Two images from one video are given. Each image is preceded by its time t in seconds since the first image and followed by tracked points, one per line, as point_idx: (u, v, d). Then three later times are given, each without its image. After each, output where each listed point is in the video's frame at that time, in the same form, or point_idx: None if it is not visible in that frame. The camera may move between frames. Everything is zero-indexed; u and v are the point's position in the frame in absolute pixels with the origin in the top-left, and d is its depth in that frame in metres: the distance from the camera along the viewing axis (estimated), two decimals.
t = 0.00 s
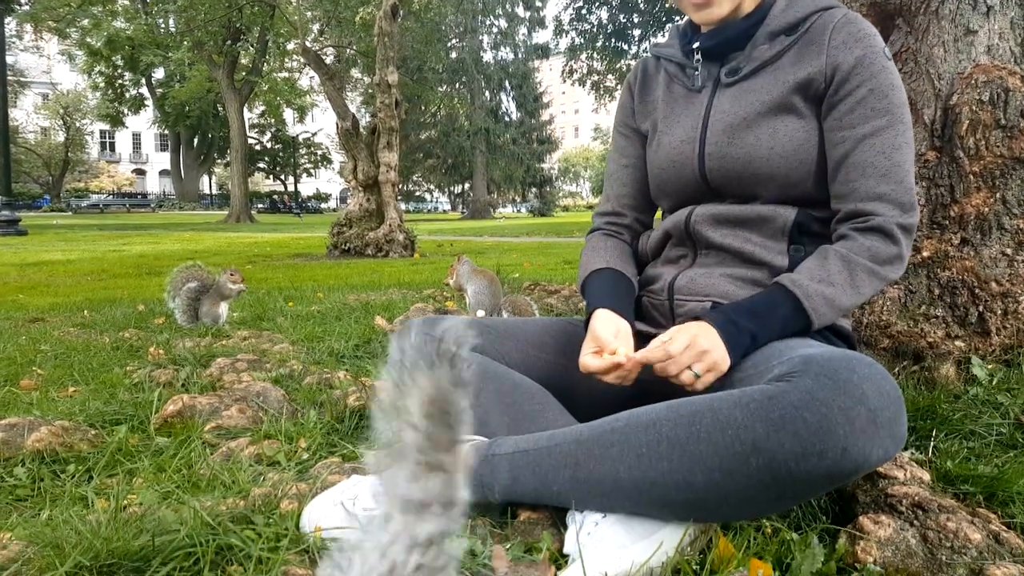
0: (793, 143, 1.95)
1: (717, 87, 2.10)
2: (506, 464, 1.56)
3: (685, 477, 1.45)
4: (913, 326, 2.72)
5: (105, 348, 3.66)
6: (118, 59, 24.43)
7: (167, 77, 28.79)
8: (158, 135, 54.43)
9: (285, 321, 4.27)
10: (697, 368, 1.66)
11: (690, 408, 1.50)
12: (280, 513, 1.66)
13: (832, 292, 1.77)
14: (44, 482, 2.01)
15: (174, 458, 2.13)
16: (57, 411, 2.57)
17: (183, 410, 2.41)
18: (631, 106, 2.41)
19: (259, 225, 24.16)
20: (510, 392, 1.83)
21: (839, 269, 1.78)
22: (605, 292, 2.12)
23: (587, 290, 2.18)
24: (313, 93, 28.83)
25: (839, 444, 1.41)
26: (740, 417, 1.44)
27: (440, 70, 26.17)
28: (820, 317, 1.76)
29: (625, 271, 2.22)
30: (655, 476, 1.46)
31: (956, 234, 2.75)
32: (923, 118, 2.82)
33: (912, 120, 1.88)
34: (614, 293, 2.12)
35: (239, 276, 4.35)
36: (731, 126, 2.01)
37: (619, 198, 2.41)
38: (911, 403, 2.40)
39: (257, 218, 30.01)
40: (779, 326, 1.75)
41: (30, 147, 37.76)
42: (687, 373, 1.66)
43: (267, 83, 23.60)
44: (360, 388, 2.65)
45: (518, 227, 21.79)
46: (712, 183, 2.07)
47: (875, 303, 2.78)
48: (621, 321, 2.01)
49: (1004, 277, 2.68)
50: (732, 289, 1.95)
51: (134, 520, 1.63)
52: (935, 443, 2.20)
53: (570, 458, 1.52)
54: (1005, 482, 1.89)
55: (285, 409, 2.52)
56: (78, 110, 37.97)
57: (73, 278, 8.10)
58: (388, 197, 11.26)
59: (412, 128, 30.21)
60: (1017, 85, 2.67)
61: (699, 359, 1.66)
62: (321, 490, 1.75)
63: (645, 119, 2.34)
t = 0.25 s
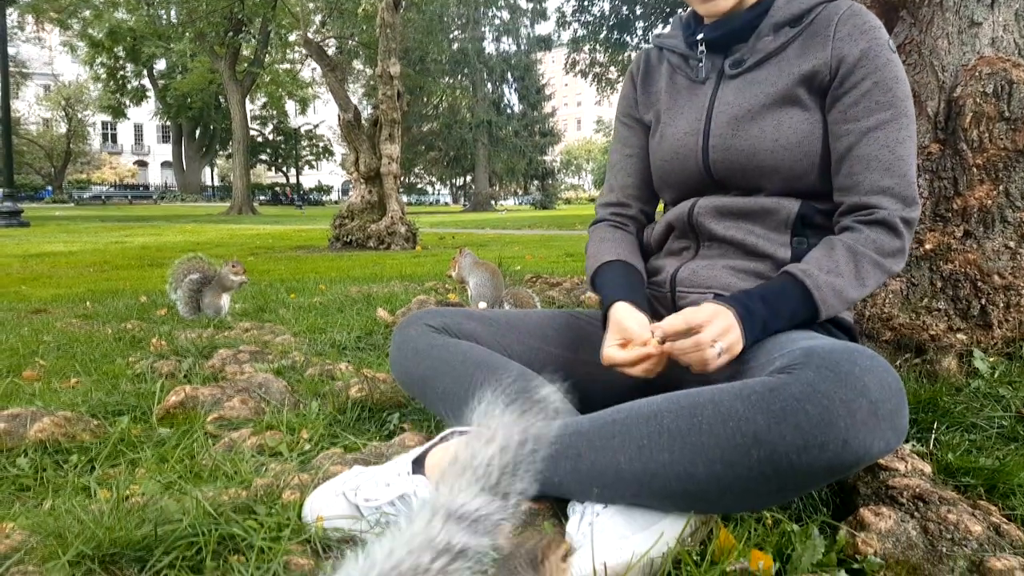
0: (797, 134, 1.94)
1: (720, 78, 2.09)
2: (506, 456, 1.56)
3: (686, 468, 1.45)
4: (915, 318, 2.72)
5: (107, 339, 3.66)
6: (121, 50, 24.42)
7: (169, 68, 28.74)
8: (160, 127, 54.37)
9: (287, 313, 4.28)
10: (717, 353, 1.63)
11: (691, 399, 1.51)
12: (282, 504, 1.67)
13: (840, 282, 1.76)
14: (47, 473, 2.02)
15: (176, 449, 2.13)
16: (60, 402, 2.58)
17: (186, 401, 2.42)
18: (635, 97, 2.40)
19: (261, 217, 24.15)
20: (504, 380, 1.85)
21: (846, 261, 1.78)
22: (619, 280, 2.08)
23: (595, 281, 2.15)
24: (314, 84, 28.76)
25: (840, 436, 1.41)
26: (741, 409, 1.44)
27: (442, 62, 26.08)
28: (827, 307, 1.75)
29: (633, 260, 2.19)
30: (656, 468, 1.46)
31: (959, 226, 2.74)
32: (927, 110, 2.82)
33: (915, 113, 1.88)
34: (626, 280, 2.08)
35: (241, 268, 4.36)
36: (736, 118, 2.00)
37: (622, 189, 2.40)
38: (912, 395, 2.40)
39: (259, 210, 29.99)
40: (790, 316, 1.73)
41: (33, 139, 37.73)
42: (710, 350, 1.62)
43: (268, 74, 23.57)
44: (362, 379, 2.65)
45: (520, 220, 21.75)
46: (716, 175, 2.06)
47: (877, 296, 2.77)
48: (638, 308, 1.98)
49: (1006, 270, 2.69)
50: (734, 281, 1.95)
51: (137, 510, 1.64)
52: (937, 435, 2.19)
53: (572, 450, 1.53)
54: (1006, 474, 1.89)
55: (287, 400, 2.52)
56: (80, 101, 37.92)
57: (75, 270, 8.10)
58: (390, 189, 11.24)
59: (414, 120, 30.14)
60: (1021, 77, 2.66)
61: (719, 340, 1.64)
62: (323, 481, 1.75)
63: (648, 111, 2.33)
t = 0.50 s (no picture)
0: (798, 127, 1.93)
1: (721, 70, 2.08)
2: (506, 449, 1.56)
3: (685, 461, 1.45)
4: (915, 311, 2.72)
5: (107, 332, 3.67)
6: (121, 42, 24.36)
7: (169, 61, 28.68)
8: (161, 120, 54.28)
9: (287, 306, 4.28)
10: (738, 328, 1.60)
11: (692, 391, 1.51)
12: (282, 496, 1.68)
13: (859, 271, 1.76)
14: (47, 465, 2.02)
15: (176, 442, 2.14)
16: (60, 395, 2.59)
17: (185, 393, 2.43)
18: (634, 89, 2.39)
19: (262, 210, 24.12)
20: (505, 371, 1.85)
21: (860, 248, 1.78)
22: (626, 271, 2.07)
23: (603, 272, 2.14)
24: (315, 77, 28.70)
25: (840, 429, 1.41)
26: (740, 402, 1.44)
27: (442, 54, 26.00)
28: (849, 292, 1.75)
29: (639, 251, 2.18)
30: (656, 460, 1.47)
31: (959, 219, 2.74)
32: (927, 103, 2.81)
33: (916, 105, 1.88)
34: (636, 271, 2.07)
35: (242, 260, 4.36)
36: (736, 109, 2.00)
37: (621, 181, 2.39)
38: (911, 388, 2.40)
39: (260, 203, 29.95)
40: (813, 299, 1.73)
41: (33, 132, 37.67)
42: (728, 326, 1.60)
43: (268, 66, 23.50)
44: (362, 372, 2.65)
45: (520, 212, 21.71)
46: (716, 167, 2.06)
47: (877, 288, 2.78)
48: (653, 297, 1.97)
49: (1006, 263, 2.67)
50: (733, 274, 1.95)
51: (136, 503, 1.65)
52: (936, 427, 2.19)
53: (572, 443, 1.53)
54: (1005, 466, 1.89)
55: (287, 393, 2.53)
56: (80, 94, 37.86)
57: (76, 263, 8.10)
58: (391, 181, 11.23)
59: (414, 113, 30.08)
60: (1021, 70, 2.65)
61: (740, 311, 1.62)
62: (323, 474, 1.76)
63: (647, 103, 2.32)
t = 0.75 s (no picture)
0: (794, 123, 1.93)
1: (718, 66, 2.08)
2: (505, 445, 1.56)
3: (683, 457, 1.45)
4: (914, 309, 2.72)
5: (106, 329, 3.67)
6: (122, 40, 24.36)
7: (170, 58, 28.66)
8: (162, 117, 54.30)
9: (286, 303, 4.27)
10: (801, 316, 1.59)
11: (691, 388, 1.50)
12: (280, 492, 1.68)
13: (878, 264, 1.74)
14: (45, 461, 2.02)
15: (174, 438, 2.13)
16: (59, 391, 2.58)
17: (184, 390, 2.43)
18: (632, 86, 2.38)
19: (262, 207, 24.10)
20: (506, 368, 1.85)
21: (876, 239, 1.75)
22: (633, 269, 2.06)
23: (606, 272, 2.13)
24: (316, 75, 28.68)
25: (837, 426, 1.40)
26: (739, 398, 1.44)
27: (443, 52, 25.97)
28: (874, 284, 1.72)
29: (636, 249, 2.19)
30: (653, 456, 1.47)
31: (959, 216, 2.73)
32: (927, 100, 2.81)
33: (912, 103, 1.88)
34: (638, 267, 2.06)
35: (241, 257, 4.37)
36: (733, 105, 2.00)
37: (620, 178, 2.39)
38: (910, 385, 2.40)
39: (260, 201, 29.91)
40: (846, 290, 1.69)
41: (34, 129, 37.64)
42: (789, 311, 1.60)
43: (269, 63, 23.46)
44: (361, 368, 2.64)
45: (521, 210, 21.69)
46: (714, 163, 2.05)
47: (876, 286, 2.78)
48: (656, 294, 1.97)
49: (1005, 260, 2.67)
50: (731, 271, 1.95)
51: (134, 498, 1.64)
52: (936, 425, 2.19)
53: (571, 439, 1.53)
54: (1004, 464, 1.89)
55: (286, 389, 2.52)
56: (81, 92, 37.84)
57: (75, 260, 8.09)
58: (392, 179, 11.21)
59: (415, 110, 30.06)
60: (1021, 67, 2.65)
61: (804, 298, 1.62)
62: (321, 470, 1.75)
63: (646, 99, 2.32)
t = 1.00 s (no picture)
0: (783, 122, 1.94)
1: (710, 67, 2.09)
2: (497, 444, 1.56)
3: (676, 455, 1.45)
4: (909, 309, 2.73)
5: (102, 331, 3.66)
6: (122, 44, 24.39)
7: (170, 62, 28.69)
8: (161, 121, 54.30)
9: (283, 305, 4.27)
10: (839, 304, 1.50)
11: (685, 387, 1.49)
12: (272, 492, 1.67)
13: (880, 252, 1.67)
14: (38, 463, 2.01)
15: (168, 439, 2.13)
16: (53, 392, 2.58)
17: (179, 391, 2.43)
18: (626, 88, 2.38)
19: (262, 211, 24.11)
20: (497, 367, 1.85)
21: (874, 227, 1.70)
22: (615, 278, 2.10)
23: (594, 277, 2.16)
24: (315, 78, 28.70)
25: (830, 424, 1.40)
26: (731, 397, 1.43)
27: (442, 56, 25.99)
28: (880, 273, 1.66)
29: (626, 255, 2.20)
30: (646, 455, 1.46)
31: (953, 217, 2.74)
32: (920, 102, 2.81)
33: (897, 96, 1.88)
34: (626, 279, 2.10)
35: (238, 260, 4.39)
36: (723, 106, 2.00)
37: (615, 180, 2.39)
38: (906, 385, 2.40)
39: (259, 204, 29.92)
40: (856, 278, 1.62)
41: (33, 133, 37.64)
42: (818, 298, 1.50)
43: (268, 67, 23.47)
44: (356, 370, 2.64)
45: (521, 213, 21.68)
46: (705, 163, 2.06)
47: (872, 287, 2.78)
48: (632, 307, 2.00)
49: (1000, 260, 2.67)
50: (723, 270, 1.96)
51: (126, 499, 1.64)
52: (930, 424, 2.18)
53: (563, 438, 1.52)
54: (999, 463, 1.88)
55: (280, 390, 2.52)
56: (81, 95, 37.84)
57: (73, 263, 8.09)
58: (391, 182, 11.23)
59: (414, 114, 30.08)
60: (1014, 69, 2.65)
61: (836, 282, 1.54)
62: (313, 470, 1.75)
63: (639, 100, 2.32)
